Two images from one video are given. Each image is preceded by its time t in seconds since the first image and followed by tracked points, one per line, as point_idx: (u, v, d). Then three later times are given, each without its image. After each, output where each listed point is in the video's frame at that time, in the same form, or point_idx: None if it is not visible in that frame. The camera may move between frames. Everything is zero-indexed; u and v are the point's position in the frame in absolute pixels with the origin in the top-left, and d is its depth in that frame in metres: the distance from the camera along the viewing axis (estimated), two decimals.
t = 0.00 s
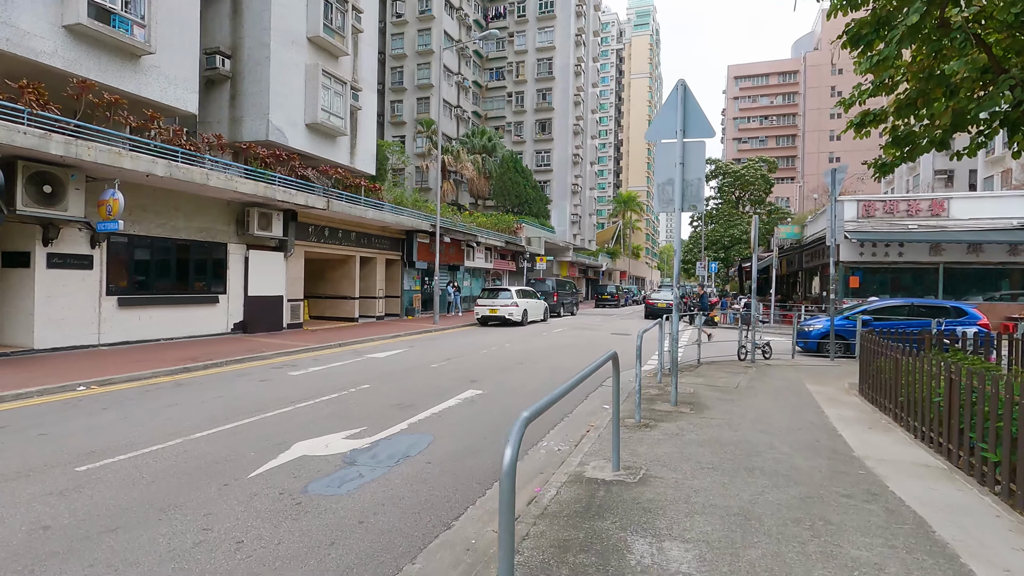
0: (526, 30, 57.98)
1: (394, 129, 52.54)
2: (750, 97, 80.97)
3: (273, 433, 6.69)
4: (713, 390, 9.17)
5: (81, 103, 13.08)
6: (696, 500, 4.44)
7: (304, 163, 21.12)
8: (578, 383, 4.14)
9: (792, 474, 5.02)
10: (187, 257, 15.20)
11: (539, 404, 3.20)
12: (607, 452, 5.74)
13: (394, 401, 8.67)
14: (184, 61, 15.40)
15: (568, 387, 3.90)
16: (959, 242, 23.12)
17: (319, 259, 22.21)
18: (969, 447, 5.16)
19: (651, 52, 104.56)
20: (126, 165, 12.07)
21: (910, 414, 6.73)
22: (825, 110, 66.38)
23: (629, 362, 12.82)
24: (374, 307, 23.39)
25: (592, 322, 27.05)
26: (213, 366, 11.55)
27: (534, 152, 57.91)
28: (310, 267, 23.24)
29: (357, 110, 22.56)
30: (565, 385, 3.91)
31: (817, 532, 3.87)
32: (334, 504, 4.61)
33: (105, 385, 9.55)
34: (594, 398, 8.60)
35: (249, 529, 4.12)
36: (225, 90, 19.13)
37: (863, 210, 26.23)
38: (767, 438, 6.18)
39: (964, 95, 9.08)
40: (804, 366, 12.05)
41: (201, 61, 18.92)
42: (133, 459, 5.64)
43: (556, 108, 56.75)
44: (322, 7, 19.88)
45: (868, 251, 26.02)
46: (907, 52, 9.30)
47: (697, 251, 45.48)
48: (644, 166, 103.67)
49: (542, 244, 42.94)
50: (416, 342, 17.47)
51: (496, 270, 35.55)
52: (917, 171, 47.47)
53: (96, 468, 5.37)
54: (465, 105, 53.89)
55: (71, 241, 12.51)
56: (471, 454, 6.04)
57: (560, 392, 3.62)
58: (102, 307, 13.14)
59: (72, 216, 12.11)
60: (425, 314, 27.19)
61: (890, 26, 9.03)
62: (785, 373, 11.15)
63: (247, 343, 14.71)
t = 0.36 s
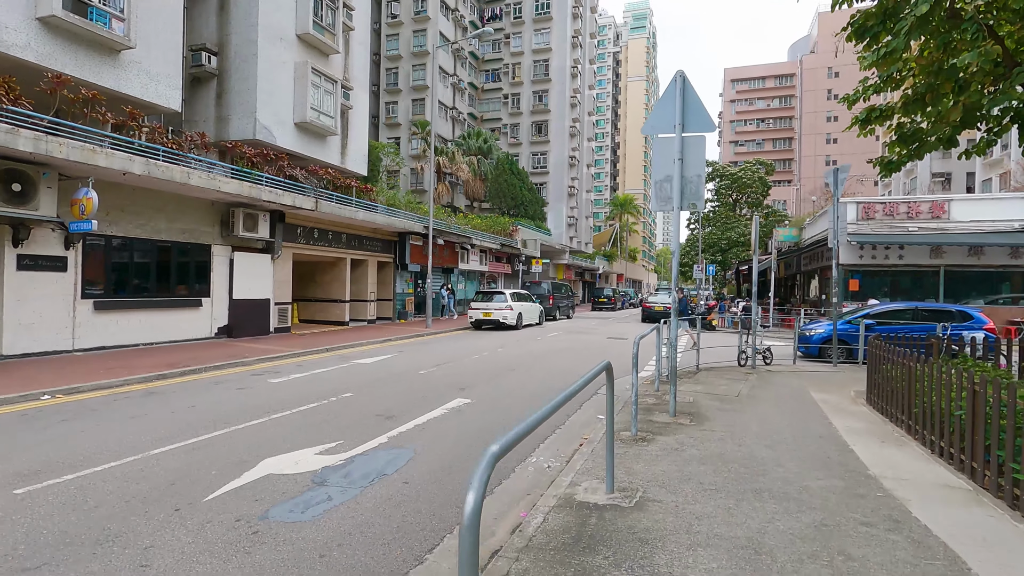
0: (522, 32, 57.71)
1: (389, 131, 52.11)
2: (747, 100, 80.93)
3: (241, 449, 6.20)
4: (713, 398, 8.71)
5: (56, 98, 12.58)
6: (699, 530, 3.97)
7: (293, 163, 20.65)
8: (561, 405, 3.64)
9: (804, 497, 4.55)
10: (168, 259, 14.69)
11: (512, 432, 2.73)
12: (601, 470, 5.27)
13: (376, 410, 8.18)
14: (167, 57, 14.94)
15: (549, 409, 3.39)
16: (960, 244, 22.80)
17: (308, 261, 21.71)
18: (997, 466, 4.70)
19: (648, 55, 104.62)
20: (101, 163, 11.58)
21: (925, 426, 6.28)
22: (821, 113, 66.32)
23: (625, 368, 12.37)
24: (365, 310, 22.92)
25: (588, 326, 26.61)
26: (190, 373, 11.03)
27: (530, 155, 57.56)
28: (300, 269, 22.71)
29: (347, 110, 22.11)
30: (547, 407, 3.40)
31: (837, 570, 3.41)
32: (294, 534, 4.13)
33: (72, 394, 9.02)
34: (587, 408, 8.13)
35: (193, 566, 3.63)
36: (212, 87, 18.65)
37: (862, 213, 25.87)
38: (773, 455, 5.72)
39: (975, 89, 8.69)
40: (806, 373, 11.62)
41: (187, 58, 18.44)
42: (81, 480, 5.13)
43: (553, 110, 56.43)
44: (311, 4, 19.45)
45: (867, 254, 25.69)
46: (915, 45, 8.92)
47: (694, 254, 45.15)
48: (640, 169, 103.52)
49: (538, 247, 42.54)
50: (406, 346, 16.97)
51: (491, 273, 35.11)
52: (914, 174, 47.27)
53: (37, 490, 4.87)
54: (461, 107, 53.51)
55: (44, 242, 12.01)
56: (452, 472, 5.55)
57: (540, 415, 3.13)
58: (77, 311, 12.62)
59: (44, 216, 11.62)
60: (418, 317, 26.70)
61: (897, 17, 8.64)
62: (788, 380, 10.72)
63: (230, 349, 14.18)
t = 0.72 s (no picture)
0: (515, 37, 57.58)
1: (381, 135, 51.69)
2: (739, 106, 81.21)
3: (201, 465, 5.74)
4: (708, 408, 8.31)
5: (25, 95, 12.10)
6: (694, 562, 3.55)
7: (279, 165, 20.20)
8: (537, 424, 3.21)
9: (809, 522, 4.13)
10: (144, 263, 14.18)
11: (460, 472, 2.29)
12: (587, 491, 4.84)
13: (352, 422, 7.73)
14: (145, 55, 14.50)
15: (522, 430, 2.96)
16: (955, 250, 22.62)
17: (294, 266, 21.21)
18: (1017, 486, 4.31)
19: (641, 62, 104.95)
20: (70, 162, 11.10)
21: (933, 440, 5.90)
22: (813, 119, 66.56)
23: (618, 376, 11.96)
24: (353, 316, 22.43)
25: (580, 332, 26.23)
26: (161, 382, 10.52)
27: (523, 159, 57.30)
28: (285, 274, 22.20)
29: (335, 111, 21.68)
30: (519, 429, 2.97)
31: None
32: (240, 568, 3.67)
33: (30, 405, 8.50)
34: (576, 420, 7.70)
35: None
36: (194, 87, 18.19)
37: (857, 218, 25.55)
38: (774, 472, 5.31)
39: (977, 88, 8.40)
40: (803, 380, 11.26)
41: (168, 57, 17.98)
42: (13, 504, 4.65)
43: (546, 115, 56.24)
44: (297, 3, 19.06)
45: (861, 259, 25.46)
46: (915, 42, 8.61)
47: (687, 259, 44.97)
48: (634, 175, 103.63)
49: (531, 252, 42.21)
50: (393, 354, 16.50)
51: (483, 278, 34.71)
52: (906, 180, 47.37)
53: None
54: (453, 112, 53.22)
55: (10, 244, 11.50)
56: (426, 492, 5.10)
57: (506, 442, 2.70)
58: (45, 317, 12.09)
59: (9, 217, 11.13)
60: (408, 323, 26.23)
61: (898, 13, 8.33)
62: (785, 388, 10.34)
63: (208, 356, 13.66)
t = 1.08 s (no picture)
0: (506, 41, 57.39)
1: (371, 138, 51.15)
2: (730, 112, 81.53)
3: (145, 490, 5.23)
4: (698, 421, 7.90)
5: None
6: None
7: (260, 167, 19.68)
8: (495, 458, 2.76)
9: (808, 558, 3.72)
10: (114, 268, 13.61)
11: (378, 538, 1.80)
12: (565, 521, 4.39)
13: (321, 437, 7.23)
14: (118, 52, 13.98)
15: (474, 469, 2.51)
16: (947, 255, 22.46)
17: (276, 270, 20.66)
18: None
19: (632, 68, 105.31)
20: (30, 161, 10.55)
21: (937, 457, 5.52)
22: (803, 125, 66.86)
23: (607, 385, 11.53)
24: (336, 322, 21.92)
25: (570, 338, 25.82)
26: (124, 393, 9.96)
27: (514, 164, 57.01)
28: (267, 279, 21.62)
29: (319, 112, 21.20)
30: (470, 468, 2.51)
31: None
32: None
33: None
34: (559, 435, 7.25)
35: None
36: (171, 86, 17.65)
37: (847, 223, 25.42)
38: (769, 496, 4.90)
39: (977, 87, 8.08)
40: (797, 390, 10.90)
41: (145, 55, 17.43)
42: None
43: (536, 119, 56.03)
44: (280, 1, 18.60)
45: (853, 265, 25.28)
46: (912, 39, 8.30)
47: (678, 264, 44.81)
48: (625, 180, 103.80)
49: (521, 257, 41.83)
50: (376, 361, 16.01)
51: (472, 282, 34.27)
52: (895, 185, 47.54)
53: None
54: (444, 115, 52.86)
55: None
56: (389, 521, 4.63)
57: (445, 492, 2.23)
58: (4, 324, 11.49)
59: None
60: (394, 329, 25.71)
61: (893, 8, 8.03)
62: (778, 398, 9.97)
63: (180, 364, 13.10)
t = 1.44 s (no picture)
0: (501, 42, 57.05)
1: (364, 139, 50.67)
2: (725, 114, 81.46)
3: (93, 509, 4.75)
4: (699, 429, 7.45)
5: None
6: None
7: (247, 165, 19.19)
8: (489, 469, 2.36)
9: None
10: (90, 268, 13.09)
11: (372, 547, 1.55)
12: (554, 546, 3.93)
13: (295, 448, 6.74)
14: (96, 44, 13.50)
15: (463, 482, 2.14)
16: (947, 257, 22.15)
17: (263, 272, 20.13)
18: None
19: (628, 71, 105.33)
20: None
21: (958, 470, 5.08)
22: (798, 128, 66.77)
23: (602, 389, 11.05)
24: (325, 324, 21.42)
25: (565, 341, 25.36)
26: (94, 400, 9.44)
27: (509, 165, 56.63)
28: (254, 280, 21.08)
29: (308, 110, 20.73)
30: (458, 480, 2.14)
31: None
32: None
33: None
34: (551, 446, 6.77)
35: None
36: (155, 81, 17.14)
37: (846, 223, 25.22)
38: (779, 515, 4.45)
39: (990, 76, 7.68)
40: (800, 395, 10.49)
41: (127, 49, 16.93)
42: None
43: (532, 120, 55.68)
44: None
45: (852, 266, 24.89)
46: (921, 28, 7.92)
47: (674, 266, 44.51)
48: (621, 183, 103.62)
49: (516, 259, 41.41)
50: (364, 364, 15.51)
51: (466, 285, 33.80)
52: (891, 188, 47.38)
53: None
54: (438, 116, 52.48)
55: None
56: (358, 546, 4.15)
57: (423, 511, 1.82)
58: None
59: None
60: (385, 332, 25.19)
61: None
62: (781, 404, 9.54)
63: (158, 368, 12.58)
